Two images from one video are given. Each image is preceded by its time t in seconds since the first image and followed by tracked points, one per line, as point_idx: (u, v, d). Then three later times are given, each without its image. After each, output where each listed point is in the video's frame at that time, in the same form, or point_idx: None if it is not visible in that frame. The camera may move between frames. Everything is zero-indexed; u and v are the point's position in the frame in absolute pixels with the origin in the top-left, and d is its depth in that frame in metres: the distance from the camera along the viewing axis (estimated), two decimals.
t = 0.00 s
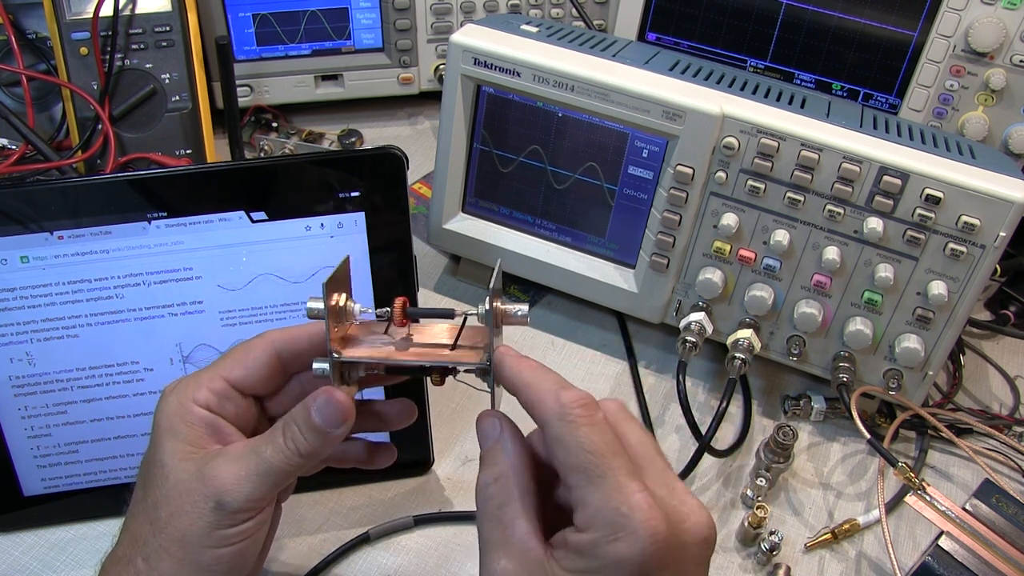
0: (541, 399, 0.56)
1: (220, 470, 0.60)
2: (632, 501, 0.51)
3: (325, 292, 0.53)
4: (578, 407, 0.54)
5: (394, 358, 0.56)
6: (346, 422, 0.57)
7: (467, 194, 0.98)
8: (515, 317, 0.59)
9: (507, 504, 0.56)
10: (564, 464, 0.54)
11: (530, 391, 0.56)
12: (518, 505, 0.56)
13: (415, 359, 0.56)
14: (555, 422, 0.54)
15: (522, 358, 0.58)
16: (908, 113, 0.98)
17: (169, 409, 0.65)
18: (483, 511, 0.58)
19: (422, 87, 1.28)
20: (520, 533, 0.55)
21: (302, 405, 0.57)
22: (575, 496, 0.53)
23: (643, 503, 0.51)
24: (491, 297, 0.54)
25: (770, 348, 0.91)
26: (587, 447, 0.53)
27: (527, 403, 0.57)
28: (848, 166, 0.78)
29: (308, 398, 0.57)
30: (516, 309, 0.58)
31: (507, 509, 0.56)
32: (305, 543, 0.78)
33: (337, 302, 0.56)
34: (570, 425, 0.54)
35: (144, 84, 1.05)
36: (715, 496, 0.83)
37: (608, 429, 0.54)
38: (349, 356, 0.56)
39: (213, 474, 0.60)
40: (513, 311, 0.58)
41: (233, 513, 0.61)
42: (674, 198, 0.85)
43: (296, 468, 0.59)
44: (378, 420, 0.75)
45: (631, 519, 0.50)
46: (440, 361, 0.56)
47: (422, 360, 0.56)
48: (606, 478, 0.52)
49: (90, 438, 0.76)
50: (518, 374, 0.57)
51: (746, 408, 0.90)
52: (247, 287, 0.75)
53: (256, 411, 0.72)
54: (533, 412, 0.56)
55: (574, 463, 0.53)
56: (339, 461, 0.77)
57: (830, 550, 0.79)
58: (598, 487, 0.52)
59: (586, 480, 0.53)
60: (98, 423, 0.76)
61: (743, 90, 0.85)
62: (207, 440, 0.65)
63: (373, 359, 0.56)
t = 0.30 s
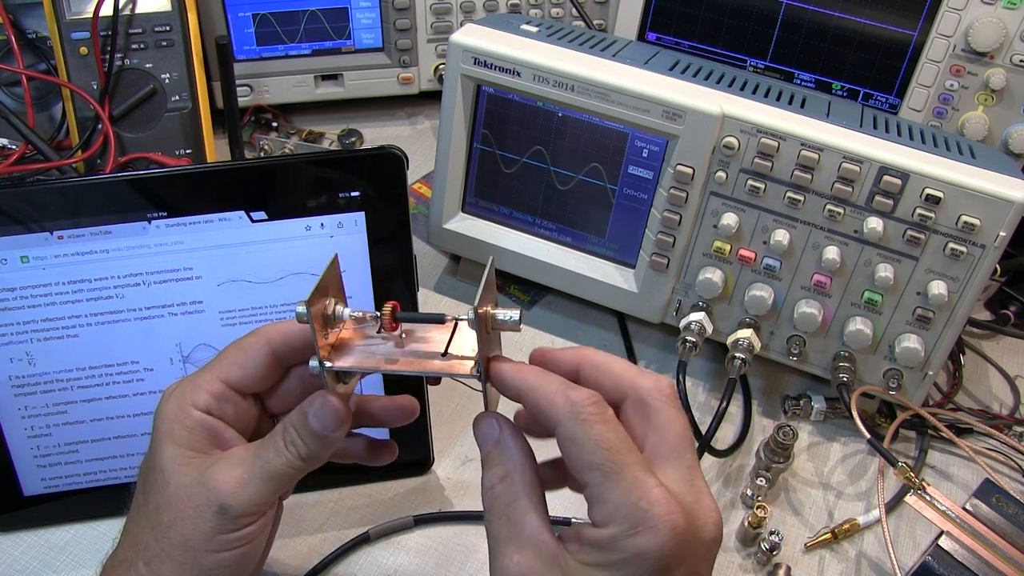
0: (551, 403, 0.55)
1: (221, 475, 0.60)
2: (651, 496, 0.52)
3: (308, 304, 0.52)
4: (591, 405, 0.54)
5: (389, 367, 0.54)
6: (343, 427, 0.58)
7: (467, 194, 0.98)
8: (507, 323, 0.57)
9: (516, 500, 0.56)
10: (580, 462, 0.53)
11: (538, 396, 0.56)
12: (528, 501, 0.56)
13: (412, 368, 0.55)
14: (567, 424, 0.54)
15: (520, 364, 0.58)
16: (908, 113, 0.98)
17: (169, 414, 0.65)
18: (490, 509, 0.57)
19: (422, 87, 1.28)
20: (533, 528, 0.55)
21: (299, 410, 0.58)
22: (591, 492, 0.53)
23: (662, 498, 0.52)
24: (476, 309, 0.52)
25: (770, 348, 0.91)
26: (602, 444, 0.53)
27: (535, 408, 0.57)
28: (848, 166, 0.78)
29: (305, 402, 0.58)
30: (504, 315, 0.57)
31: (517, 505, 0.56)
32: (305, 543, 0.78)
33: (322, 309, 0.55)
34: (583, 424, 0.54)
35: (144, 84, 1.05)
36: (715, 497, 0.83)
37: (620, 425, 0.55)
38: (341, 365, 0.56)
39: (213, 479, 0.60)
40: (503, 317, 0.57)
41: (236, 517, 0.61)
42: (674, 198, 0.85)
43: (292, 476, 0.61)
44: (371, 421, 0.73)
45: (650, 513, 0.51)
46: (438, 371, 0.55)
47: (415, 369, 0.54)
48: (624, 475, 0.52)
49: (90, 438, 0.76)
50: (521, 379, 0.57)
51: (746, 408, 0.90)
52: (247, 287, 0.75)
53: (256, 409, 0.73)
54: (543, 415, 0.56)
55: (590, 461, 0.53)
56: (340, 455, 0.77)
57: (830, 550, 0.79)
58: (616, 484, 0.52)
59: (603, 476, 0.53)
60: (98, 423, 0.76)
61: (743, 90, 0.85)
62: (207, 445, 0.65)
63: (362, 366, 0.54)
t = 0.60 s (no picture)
0: (591, 379, 0.59)
1: (227, 487, 0.60)
2: (676, 484, 0.53)
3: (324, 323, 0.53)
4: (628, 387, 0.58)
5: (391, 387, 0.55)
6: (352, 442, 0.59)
7: (467, 195, 0.98)
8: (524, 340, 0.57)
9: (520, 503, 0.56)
10: (615, 441, 0.55)
11: (576, 375, 0.60)
12: (540, 497, 0.57)
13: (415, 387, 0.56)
14: (606, 401, 0.57)
15: (553, 355, 0.63)
16: (908, 113, 0.98)
17: (171, 426, 0.64)
18: (499, 505, 0.58)
19: (422, 87, 1.28)
20: (546, 520, 0.56)
21: (307, 423, 0.58)
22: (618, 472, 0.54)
23: (686, 487, 0.53)
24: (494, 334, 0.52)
25: (770, 348, 0.91)
26: (637, 427, 0.55)
27: (572, 389, 0.60)
28: (848, 166, 0.78)
29: (314, 416, 0.59)
30: (526, 331, 0.56)
31: (529, 499, 0.57)
32: (305, 543, 0.78)
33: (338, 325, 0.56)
34: (622, 403, 0.56)
35: (144, 84, 1.05)
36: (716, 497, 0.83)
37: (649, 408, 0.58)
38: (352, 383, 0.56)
39: (220, 490, 0.60)
40: (521, 332, 0.56)
41: (242, 530, 0.61)
42: (674, 198, 0.85)
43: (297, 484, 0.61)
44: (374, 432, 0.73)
45: (673, 499, 0.52)
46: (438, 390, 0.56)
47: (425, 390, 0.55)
48: (653, 458, 0.54)
49: (90, 438, 0.76)
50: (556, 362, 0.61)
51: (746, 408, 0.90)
52: (247, 287, 0.75)
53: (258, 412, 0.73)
54: (581, 395, 0.59)
55: (626, 441, 0.54)
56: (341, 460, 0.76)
57: (830, 550, 0.79)
58: (646, 467, 0.53)
59: (635, 458, 0.54)
60: (98, 423, 0.76)
61: (743, 90, 0.85)
62: (210, 454, 0.65)
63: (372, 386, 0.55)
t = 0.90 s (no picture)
0: (604, 367, 0.62)
1: (224, 487, 0.60)
2: (680, 479, 0.54)
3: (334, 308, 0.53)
4: (640, 381, 0.60)
5: (399, 373, 0.55)
6: (353, 437, 0.57)
7: (467, 194, 0.98)
8: (526, 331, 0.58)
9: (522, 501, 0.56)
10: (624, 432, 0.57)
11: (591, 362, 0.63)
12: (543, 490, 0.57)
13: (421, 372, 0.56)
14: (619, 389, 0.60)
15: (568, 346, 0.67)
16: (908, 113, 0.98)
17: (171, 418, 0.64)
18: (503, 502, 0.57)
19: (422, 87, 1.28)
20: (548, 516, 0.56)
21: (308, 418, 0.57)
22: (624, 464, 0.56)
23: (690, 483, 0.54)
24: (502, 318, 0.53)
25: (770, 348, 0.91)
26: (645, 420, 0.57)
27: (585, 374, 0.63)
28: (848, 166, 0.78)
29: (314, 411, 0.57)
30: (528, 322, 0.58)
31: (532, 495, 0.56)
32: (305, 543, 0.78)
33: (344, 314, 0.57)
34: (633, 396, 0.59)
35: (144, 84, 1.05)
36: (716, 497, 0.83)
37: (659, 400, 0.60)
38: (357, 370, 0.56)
39: (218, 489, 0.60)
40: (524, 324, 0.57)
41: (237, 530, 0.61)
42: (674, 198, 0.85)
43: (296, 483, 0.60)
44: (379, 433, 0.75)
45: (677, 493, 0.54)
46: (445, 374, 0.56)
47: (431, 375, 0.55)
48: (660, 452, 0.56)
49: (90, 438, 0.76)
50: (573, 350, 0.65)
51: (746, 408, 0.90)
52: (247, 287, 0.75)
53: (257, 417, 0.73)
54: (595, 383, 0.62)
55: (635, 432, 0.57)
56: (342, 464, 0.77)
57: (830, 550, 0.79)
58: (652, 459, 0.55)
59: (641, 450, 0.56)
60: (99, 423, 0.76)
61: (743, 90, 0.85)
62: (209, 449, 0.64)
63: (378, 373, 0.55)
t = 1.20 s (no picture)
0: (597, 373, 0.63)
1: (221, 482, 0.60)
2: (682, 474, 0.55)
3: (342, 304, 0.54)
4: (633, 386, 0.61)
5: (403, 368, 0.56)
6: (354, 434, 0.57)
7: (467, 194, 0.98)
8: (529, 332, 0.58)
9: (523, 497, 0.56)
10: (623, 432, 0.58)
11: (583, 369, 0.64)
12: (547, 488, 0.56)
13: (424, 366, 0.56)
14: (614, 394, 0.60)
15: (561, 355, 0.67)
16: (908, 113, 0.98)
17: (175, 412, 0.65)
18: (507, 499, 0.57)
19: (422, 87, 1.28)
20: (553, 513, 0.55)
21: (310, 416, 0.57)
22: (626, 461, 0.56)
23: (692, 478, 0.55)
24: (506, 316, 0.53)
25: (770, 348, 0.91)
26: (643, 420, 0.58)
27: (578, 383, 0.64)
28: (848, 166, 0.78)
29: (318, 409, 0.57)
30: (530, 322, 0.58)
31: (536, 492, 0.56)
32: (305, 543, 0.78)
33: (354, 313, 0.57)
34: (630, 398, 0.60)
35: (144, 84, 1.05)
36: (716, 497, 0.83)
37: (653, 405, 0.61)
38: (361, 365, 0.57)
39: (215, 485, 0.60)
40: (527, 324, 0.58)
41: (233, 526, 0.61)
42: (674, 198, 0.85)
43: (298, 480, 0.59)
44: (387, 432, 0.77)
45: (680, 488, 0.54)
46: (450, 368, 0.56)
47: (433, 368, 0.56)
48: (661, 448, 0.57)
49: (90, 438, 0.76)
50: (565, 358, 0.65)
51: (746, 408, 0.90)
52: (247, 287, 0.75)
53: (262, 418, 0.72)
54: (589, 389, 0.63)
55: (635, 431, 0.58)
56: (346, 468, 0.77)
57: (830, 550, 0.79)
58: (653, 455, 0.56)
59: (642, 447, 0.56)
60: (99, 423, 0.76)
61: (743, 90, 0.85)
62: (211, 444, 0.64)
63: (383, 366, 0.56)
